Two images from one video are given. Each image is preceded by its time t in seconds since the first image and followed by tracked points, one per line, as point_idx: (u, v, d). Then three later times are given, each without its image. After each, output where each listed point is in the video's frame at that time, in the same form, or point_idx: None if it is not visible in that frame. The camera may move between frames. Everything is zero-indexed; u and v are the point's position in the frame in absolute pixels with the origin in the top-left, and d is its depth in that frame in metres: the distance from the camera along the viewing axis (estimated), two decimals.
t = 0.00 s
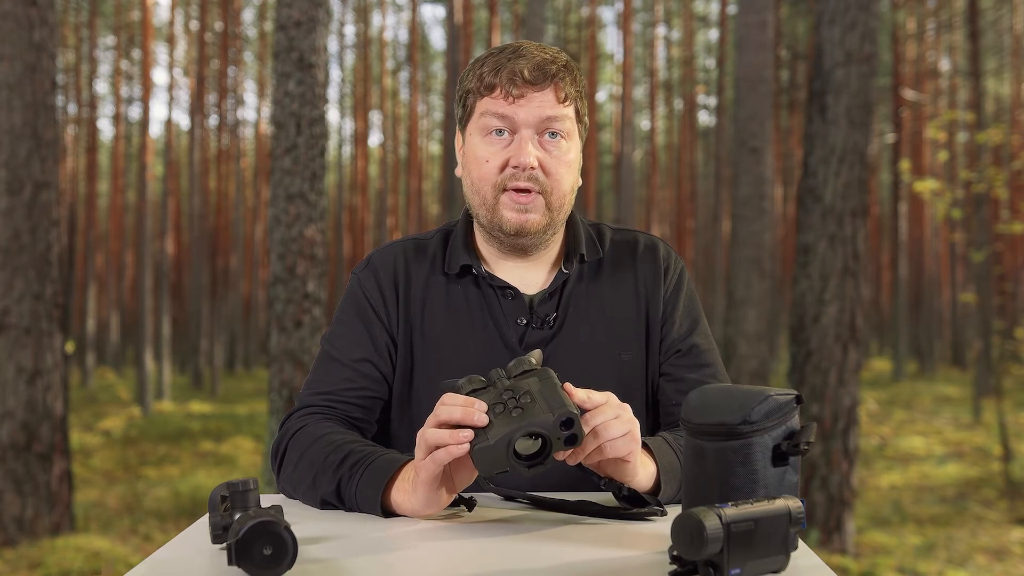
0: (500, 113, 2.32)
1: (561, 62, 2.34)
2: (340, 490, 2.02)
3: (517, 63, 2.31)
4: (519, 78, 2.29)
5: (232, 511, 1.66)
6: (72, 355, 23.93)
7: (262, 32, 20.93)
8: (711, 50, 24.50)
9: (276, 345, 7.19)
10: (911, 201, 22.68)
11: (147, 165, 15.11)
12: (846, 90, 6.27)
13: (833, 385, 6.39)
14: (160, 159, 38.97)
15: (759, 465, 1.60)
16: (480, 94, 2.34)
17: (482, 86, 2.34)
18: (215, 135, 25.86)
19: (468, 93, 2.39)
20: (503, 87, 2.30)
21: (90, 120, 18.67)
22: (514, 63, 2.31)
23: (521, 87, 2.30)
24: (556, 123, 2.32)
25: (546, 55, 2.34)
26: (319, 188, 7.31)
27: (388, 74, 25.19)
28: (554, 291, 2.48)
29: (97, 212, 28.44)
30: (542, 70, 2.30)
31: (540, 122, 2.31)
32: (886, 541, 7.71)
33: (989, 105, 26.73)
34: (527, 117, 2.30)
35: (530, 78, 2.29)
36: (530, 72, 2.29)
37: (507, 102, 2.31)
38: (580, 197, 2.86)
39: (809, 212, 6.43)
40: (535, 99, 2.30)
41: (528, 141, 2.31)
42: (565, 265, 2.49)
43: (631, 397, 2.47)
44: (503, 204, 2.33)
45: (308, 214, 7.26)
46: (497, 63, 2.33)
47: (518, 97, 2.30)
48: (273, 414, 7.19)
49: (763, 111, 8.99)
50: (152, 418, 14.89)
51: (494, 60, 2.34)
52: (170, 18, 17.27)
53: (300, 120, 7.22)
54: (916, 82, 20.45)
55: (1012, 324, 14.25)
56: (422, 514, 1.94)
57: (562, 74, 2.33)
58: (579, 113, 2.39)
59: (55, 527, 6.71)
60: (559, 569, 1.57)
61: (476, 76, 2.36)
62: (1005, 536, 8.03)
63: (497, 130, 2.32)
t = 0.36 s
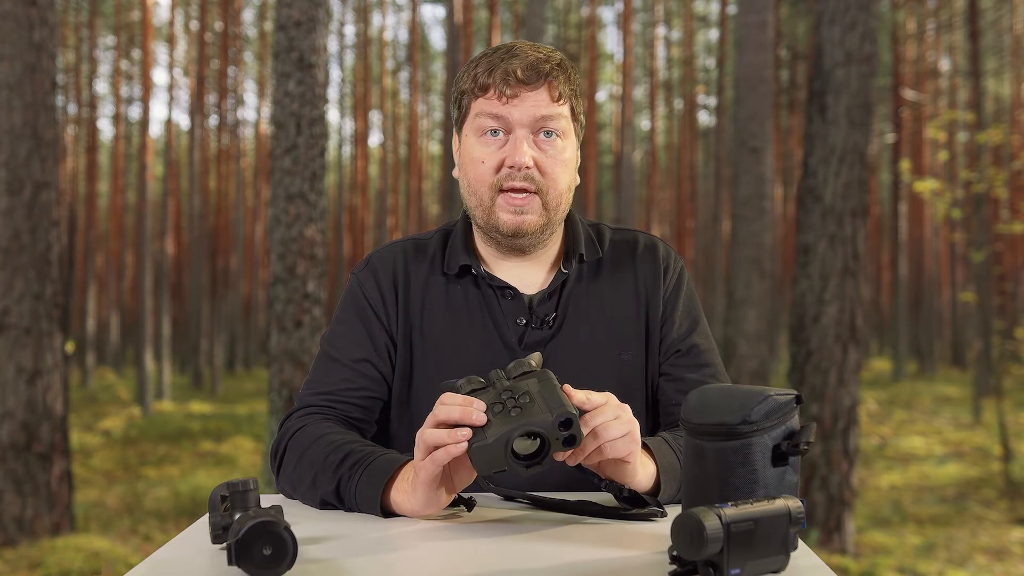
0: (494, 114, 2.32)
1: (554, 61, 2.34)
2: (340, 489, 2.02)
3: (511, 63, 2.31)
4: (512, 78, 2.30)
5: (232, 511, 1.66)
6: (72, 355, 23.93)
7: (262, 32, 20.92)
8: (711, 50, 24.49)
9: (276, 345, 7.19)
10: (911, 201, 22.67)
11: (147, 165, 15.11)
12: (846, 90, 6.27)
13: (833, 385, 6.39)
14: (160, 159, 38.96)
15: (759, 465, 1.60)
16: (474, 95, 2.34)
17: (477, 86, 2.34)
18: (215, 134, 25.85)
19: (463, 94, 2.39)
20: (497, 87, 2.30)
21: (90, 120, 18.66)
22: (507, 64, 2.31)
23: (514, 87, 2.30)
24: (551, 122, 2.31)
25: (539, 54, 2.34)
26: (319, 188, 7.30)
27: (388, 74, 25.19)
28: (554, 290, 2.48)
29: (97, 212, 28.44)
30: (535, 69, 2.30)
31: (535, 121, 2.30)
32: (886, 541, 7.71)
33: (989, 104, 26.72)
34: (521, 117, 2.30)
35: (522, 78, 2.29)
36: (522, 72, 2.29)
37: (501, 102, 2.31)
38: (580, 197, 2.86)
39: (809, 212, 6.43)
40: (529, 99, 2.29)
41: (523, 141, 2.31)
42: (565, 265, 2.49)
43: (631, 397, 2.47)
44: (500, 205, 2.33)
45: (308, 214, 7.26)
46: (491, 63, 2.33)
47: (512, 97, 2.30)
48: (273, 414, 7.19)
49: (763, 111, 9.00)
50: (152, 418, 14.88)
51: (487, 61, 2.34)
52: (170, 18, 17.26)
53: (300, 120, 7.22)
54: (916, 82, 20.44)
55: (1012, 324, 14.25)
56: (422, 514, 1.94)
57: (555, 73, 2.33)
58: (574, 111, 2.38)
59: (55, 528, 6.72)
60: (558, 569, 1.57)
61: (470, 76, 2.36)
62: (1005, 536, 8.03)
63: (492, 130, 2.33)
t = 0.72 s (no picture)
0: (490, 117, 2.31)
1: (549, 62, 2.34)
2: (340, 490, 2.02)
3: (505, 65, 2.31)
4: (507, 81, 2.29)
5: (232, 510, 1.66)
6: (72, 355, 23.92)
7: (262, 32, 20.92)
8: (711, 50, 24.48)
9: (276, 345, 7.19)
10: (911, 201, 22.67)
11: (147, 165, 15.11)
12: (846, 90, 6.27)
13: (833, 385, 6.39)
14: (160, 159, 38.94)
15: (758, 465, 1.60)
16: (470, 98, 2.34)
17: (472, 90, 2.33)
18: (215, 134, 25.84)
19: (459, 97, 2.38)
20: (492, 90, 2.30)
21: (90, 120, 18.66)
22: (502, 66, 2.31)
23: (509, 90, 2.29)
24: (547, 124, 2.31)
25: (534, 55, 2.34)
26: (319, 188, 7.30)
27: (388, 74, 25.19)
28: (554, 291, 2.48)
29: (97, 213, 28.44)
30: (529, 71, 2.30)
31: (531, 123, 2.30)
32: (886, 541, 7.71)
33: (989, 104, 26.70)
34: (517, 119, 2.30)
35: (517, 80, 2.29)
36: (516, 75, 2.29)
37: (496, 106, 2.30)
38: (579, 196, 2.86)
39: (809, 212, 6.43)
40: (524, 102, 2.29)
41: (519, 144, 2.31)
42: (565, 265, 2.49)
43: (631, 397, 2.47)
44: (499, 207, 2.33)
45: (308, 214, 7.26)
46: (486, 66, 2.33)
47: (507, 100, 2.30)
48: (273, 414, 7.19)
49: (763, 111, 9.01)
50: (152, 418, 14.88)
51: (483, 64, 2.34)
52: (170, 18, 17.26)
53: (300, 120, 7.21)
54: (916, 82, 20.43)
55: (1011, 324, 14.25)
56: (422, 514, 1.94)
57: (550, 74, 2.33)
58: (570, 112, 2.38)
59: (55, 528, 6.72)
60: (558, 569, 1.57)
61: (465, 79, 2.36)
62: (1005, 536, 8.03)
63: (488, 133, 2.32)
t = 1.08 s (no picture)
0: (489, 120, 2.31)
1: (547, 64, 2.34)
2: (340, 489, 2.02)
3: (503, 68, 2.31)
4: (505, 84, 2.29)
5: (232, 511, 1.66)
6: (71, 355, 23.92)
7: (262, 32, 20.92)
8: (711, 50, 24.48)
9: (276, 345, 7.19)
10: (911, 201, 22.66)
11: (147, 165, 15.10)
12: (846, 90, 6.28)
13: (833, 385, 6.39)
14: (160, 159, 38.94)
15: (759, 465, 1.60)
16: (468, 101, 2.33)
17: (470, 93, 2.33)
18: (215, 134, 25.84)
19: (457, 100, 2.38)
20: (490, 93, 2.30)
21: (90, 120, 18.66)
22: (499, 69, 2.30)
23: (507, 93, 2.29)
24: (546, 125, 2.31)
25: (531, 57, 2.33)
26: (319, 188, 7.30)
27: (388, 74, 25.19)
28: (554, 290, 2.48)
29: (97, 213, 28.44)
30: (527, 73, 2.29)
31: (530, 126, 2.30)
32: (886, 541, 7.71)
33: (989, 104, 26.69)
34: (516, 122, 2.30)
35: (515, 82, 2.29)
36: (514, 77, 2.29)
37: (495, 108, 2.30)
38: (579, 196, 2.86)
39: (809, 212, 6.43)
40: (522, 104, 2.29)
41: (518, 146, 2.31)
42: (565, 266, 2.49)
43: (631, 397, 2.47)
44: (499, 210, 2.34)
45: (308, 214, 7.26)
46: (484, 69, 2.33)
47: (505, 103, 2.29)
48: (273, 414, 7.19)
49: (763, 111, 9.01)
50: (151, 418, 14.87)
51: (480, 66, 2.33)
52: (170, 18, 17.26)
53: (300, 120, 7.21)
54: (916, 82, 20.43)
55: (1012, 324, 14.25)
56: (422, 514, 1.94)
57: (548, 76, 2.32)
58: (569, 113, 2.38)
59: (55, 528, 6.72)
60: (557, 571, 1.57)
61: (463, 82, 2.35)
62: (1005, 536, 8.03)
63: (487, 136, 2.32)
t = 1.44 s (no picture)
0: (489, 121, 2.31)
1: (546, 63, 2.33)
2: (341, 489, 2.02)
3: (502, 68, 2.30)
4: (505, 84, 2.29)
5: (232, 510, 1.66)
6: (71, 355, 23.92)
7: (262, 32, 20.94)
8: (711, 50, 24.49)
9: (276, 345, 7.20)
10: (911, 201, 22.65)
11: (147, 165, 15.10)
12: (846, 90, 6.28)
13: (833, 385, 6.39)
14: (161, 159, 38.94)
15: (759, 465, 1.60)
16: (468, 101, 2.33)
17: (470, 93, 2.33)
18: (215, 134, 25.83)
19: (457, 100, 2.38)
20: (489, 93, 2.30)
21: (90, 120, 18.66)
22: (499, 69, 2.30)
23: (507, 93, 2.29)
24: (546, 125, 2.31)
25: (531, 57, 2.34)
26: (319, 188, 7.30)
27: (388, 74, 25.19)
28: (555, 291, 2.48)
29: (97, 213, 28.44)
30: (527, 73, 2.29)
31: (529, 126, 2.30)
32: (886, 541, 7.72)
33: (989, 104, 26.70)
34: (515, 124, 2.30)
35: (514, 83, 2.28)
36: (514, 77, 2.28)
37: (495, 109, 2.30)
38: (579, 196, 2.86)
39: (809, 212, 6.43)
40: (522, 104, 2.29)
41: (518, 146, 2.31)
42: (566, 266, 2.49)
43: (630, 398, 2.47)
44: (499, 211, 2.34)
45: (308, 214, 7.26)
46: (483, 69, 2.32)
47: (505, 104, 2.29)
48: (273, 414, 7.20)
49: (763, 111, 9.01)
50: (151, 418, 14.87)
51: (480, 67, 2.33)
52: (170, 18, 17.27)
53: (300, 120, 7.21)
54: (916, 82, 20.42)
55: (1011, 324, 14.25)
56: (423, 513, 1.94)
57: (547, 76, 2.32)
58: (569, 113, 2.38)
59: (55, 528, 6.72)
60: (555, 570, 1.57)
61: (463, 83, 2.35)
62: (1005, 536, 8.03)
63: (487, 137, 2.32)
